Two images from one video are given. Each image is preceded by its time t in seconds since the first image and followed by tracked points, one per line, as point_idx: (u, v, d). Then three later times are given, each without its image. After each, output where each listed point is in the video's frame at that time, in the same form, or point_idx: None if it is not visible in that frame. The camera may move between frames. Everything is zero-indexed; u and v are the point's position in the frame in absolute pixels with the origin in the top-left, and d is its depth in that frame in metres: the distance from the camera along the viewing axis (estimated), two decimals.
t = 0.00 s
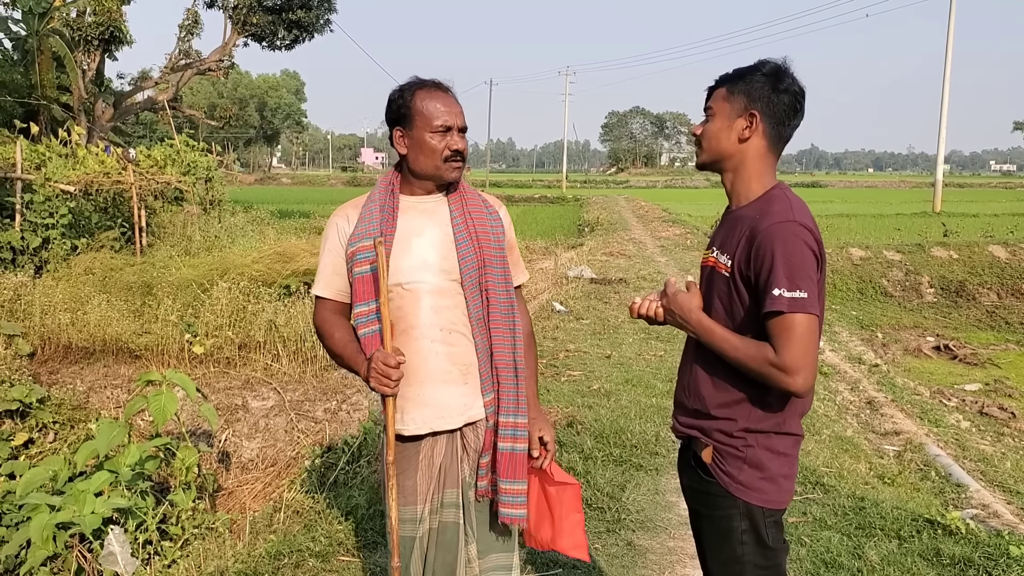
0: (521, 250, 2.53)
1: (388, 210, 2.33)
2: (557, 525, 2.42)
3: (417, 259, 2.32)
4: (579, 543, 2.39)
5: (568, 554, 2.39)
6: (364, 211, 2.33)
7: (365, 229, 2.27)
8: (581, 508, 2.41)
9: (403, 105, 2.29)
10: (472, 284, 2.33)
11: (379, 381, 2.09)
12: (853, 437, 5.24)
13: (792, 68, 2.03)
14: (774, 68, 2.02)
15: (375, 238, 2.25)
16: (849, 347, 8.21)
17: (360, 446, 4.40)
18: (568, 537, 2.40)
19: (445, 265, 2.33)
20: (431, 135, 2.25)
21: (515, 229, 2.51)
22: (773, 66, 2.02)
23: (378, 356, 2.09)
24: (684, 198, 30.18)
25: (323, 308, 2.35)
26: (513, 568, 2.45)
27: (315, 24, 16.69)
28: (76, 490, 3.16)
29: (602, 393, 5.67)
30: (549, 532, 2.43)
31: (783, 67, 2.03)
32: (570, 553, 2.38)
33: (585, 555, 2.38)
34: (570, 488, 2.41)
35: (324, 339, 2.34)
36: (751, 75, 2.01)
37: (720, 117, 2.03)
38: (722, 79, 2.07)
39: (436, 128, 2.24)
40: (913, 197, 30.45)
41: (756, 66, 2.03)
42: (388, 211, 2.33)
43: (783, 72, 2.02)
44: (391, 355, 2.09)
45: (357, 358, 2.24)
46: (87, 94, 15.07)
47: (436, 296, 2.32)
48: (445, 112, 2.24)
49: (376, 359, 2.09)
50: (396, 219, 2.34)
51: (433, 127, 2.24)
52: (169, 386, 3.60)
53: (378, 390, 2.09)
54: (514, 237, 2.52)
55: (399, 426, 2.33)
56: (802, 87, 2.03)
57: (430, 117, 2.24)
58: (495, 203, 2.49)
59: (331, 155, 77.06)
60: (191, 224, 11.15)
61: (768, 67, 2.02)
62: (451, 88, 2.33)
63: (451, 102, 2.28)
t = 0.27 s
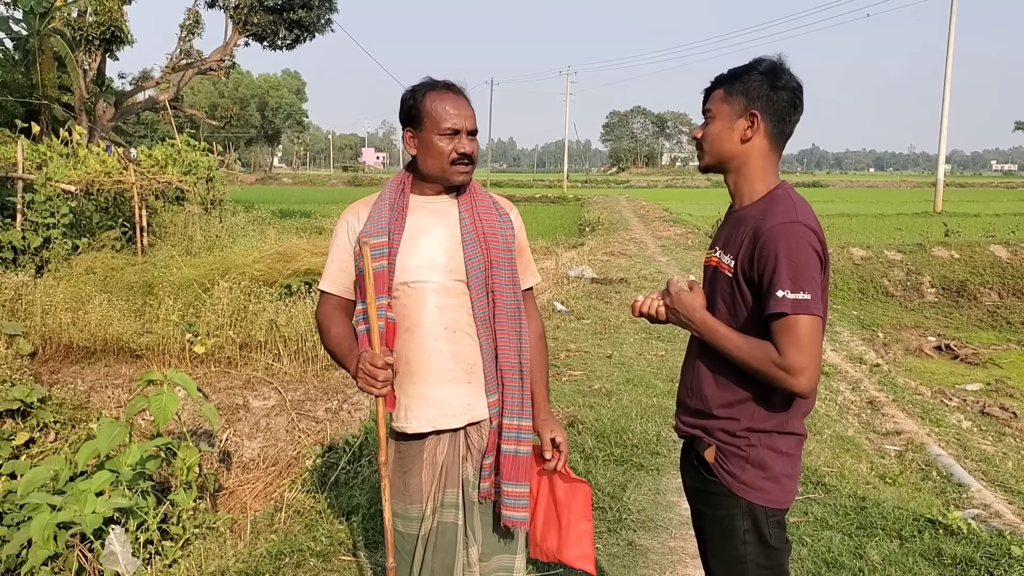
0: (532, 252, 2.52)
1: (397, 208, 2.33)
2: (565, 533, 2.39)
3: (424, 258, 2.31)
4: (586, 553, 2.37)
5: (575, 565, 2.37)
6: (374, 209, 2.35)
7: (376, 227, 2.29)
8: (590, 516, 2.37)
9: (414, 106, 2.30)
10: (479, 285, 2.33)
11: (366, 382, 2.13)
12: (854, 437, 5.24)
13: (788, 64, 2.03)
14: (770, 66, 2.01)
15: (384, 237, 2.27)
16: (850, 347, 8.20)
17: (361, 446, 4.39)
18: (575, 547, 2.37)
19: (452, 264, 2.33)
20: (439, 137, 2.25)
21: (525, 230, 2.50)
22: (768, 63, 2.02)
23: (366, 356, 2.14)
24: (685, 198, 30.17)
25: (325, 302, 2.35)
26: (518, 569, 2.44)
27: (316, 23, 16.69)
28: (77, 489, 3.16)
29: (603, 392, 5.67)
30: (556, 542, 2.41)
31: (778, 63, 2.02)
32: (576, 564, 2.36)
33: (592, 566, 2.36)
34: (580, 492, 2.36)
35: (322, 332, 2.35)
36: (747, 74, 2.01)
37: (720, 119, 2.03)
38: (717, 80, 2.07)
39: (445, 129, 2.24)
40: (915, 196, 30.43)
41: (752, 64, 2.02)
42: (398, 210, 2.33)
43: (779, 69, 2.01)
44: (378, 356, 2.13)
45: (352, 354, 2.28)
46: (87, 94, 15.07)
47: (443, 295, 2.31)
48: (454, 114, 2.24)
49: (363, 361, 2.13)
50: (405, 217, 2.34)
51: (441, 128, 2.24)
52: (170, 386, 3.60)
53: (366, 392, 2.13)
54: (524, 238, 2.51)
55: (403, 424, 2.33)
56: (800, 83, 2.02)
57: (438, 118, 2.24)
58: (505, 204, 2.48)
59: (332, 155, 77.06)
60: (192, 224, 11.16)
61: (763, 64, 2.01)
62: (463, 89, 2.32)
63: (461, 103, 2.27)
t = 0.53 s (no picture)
0: (540, 254, 2.51)
1: (404, 208, 2.34)
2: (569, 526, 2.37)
3: (428, 257, 2.32)
4: (592, 546, 2.35)
5: (580, 559, 2.35)
6: (381, 208, 2.35)
7: (381, 226, 2.30)
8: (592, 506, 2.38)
9: (419, 105, 2.29)
10: (484, 284, 2.32)
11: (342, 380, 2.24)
12: (854, 437, 5.24)
13: (786, 64, 2.03)
14: (771, 65, 2.01)
15: (390, 235, 2.28)
16: (850, 347, 8.20)
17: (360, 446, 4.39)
18: (580, 540, 2.35)
19: (457, 263, 2.33)
20: (444, 137, 2.25)
21: (532, 232, 2.49)
22: (769, 63, 2.01)
23: (345, 357, 2.23)
24: (685, 198, 30.18)
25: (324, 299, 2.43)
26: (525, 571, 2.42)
27: (316, 24, 16.70)
28: (77, 489, 3.15)
29: (603, 392, 5.67)
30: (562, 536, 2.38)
31: (777, 62, 2.02)
32: (582, 558, 2.34)
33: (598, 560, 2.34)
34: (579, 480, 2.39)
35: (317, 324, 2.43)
36: (747, 74, 2.00)
37: (723, 122, 2.01)
38: (716, 79, 2.05)
39: (450, 128, 2.23)
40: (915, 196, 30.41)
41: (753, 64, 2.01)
42: (404, 210, 2.34)
43: (779, 69, 2.01)
44: (356, 358, 2.22)
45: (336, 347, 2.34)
46: (88, 95, 15.08)
47: (446, 294, 2.31)
48: (461, 115, 2.24)
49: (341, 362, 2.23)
50: (411, 217, 2.35)
51: (447, 128, 2.24)
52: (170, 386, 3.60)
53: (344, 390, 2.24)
54: (531, 239, 2.50)
55: (406, 423, 2.33)
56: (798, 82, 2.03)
57: (443, 118, 2.23)
58: (513, 205, 2.47)
59: (333, 155, 77.10)
60: (192, 225, 11.16)
61: (765, 65, 2.00)
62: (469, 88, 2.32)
63: (466, 102, 2.27)
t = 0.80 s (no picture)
0: (545, 255, 2.51)
1: (410, 205, 2.33)
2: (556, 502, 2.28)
3: (432, 255, 2.31)
4: (579, 521, 2.26)
5: (567, 535, 2.26)
6: (387, 205, 2.34)
7: (386, 223, 2.28)
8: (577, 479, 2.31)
9: (425, 105, 2.29)
10: (488, 283, 2.32)
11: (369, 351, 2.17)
12: (852, 437, 5.23)
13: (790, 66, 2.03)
14: (775, 66, 2.00)
15: (395, 232, 2.26)
16: (848, 347, 8.19)
17: (357, 446, 4.39)
18: (566, 516, 2.27)
19: (461, 262, 2.32)
20: (448, 136, 2.23)
21: (537, 232, 2.49)
22: (773, 63, 2.00)
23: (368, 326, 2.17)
24: (684, 198, 30.18)
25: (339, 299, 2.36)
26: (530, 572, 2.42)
27: (315, 23, 16.69)
28: (74, 490, 3.15)
29: (601, 392, 5.66)
30: (550, 514, 2.28)
31: (780, 63, 2.02)
32: (570, 534, 2.25)
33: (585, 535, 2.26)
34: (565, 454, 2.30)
35: (331, 319, 2.37)
36: (751, 74, 1.99)
37: (727, 123, 1.99)
38: (720, 79, 2.03)
39: (454, 128, 2.22)
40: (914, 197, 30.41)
41: (756, 64, 2.00)
42: (409, 206, 2.33)
43: (782, 70, 2.01)
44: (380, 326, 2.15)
45: (353, 330, 2.29)
46: (86, 94, 15.07)
47: (450, 292, 2.31)
48: (468, 115, 2.22)
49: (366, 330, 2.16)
50: (416, 214, 2.34)
51: (451, 127, 2.22)
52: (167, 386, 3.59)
53: (370, 361, 2.17)
54: (537, 239, 2.50)
55: (406, 421, 2.33)
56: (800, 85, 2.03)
57: (449, 117, 2.22)
58: (519, 205, 2.46)
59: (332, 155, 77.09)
60: (190, 224, 11.15)
61: (768, 65, 2.00)
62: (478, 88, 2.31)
63: (471, 102, 2.25)
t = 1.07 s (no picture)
0: (551, 257, 2.51)
1: (417, 205, 2.32)
2: (528, 469, 2.19)
3: (440, 256, 2.31)
4: (551, 491, 2.19)
5: (536, 504, 2.17)
6: (393, 205, 2.32)
7: (394, 223, 2.26)
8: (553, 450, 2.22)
9: (431, 108, 2.27)
10: (495, 286, 2.32)
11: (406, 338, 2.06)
12: (852, 438, 5.24)
13: (786, 67, 2.03)
14: (773, 68, 2.00)
15: (403, 232, 2.25)
16: (848, 348, 8.19)
17: (356, 448, 4.39)
18: (538, 485, 2.18)
19: (469, 263, 2.33)
20: (459, 138, 2.22)
21: (544, 235, 2.50)
22: (769, 65, 2.00)
23: (404, 313, 2.07)
24: (684, 199, 30.18)
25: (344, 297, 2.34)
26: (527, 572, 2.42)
27: (315, 24, 16.70)
28: (74, 491, 3.15)
29: (601, 393, 5.67)
30: (521, 482, 2.19)
31: (777, 64, 2.02)
32: (540, 503, 2.17)
33: (555, 506, 2.19)
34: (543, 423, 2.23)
35: (344, 320, 2.32)
36: (750, 76, 1.99)
37: (728, 127, 1.99)
38: (719, 82, 2.02)
39: (465, 130, 2.21)
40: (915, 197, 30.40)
41: (753, 66, 2.00)
42: (417, 207, 2.31)
43: (780, 71, 2.01)
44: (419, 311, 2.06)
45: (377, 322, 2.20)
46: (86, 95, 15.08)
47: (458, 293, 2.31)
48: (476, 116, 2.21)
49: (402, 316, 2.07)
50: (424, 214, 2.33)
51: (461, 129, 2.21)
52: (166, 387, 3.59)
53: (403, 347, 2.06)
54: (542, 242, 2.50)
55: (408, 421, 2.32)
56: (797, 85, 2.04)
57: (458, 119, 2.21)
58: (525, 207, 2.47)
59: (332, 156, 77.11)
60: (190, 225, 11.15)
61: (766, 67, 1.99)
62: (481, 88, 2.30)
63: (479, 103, 2.24)
